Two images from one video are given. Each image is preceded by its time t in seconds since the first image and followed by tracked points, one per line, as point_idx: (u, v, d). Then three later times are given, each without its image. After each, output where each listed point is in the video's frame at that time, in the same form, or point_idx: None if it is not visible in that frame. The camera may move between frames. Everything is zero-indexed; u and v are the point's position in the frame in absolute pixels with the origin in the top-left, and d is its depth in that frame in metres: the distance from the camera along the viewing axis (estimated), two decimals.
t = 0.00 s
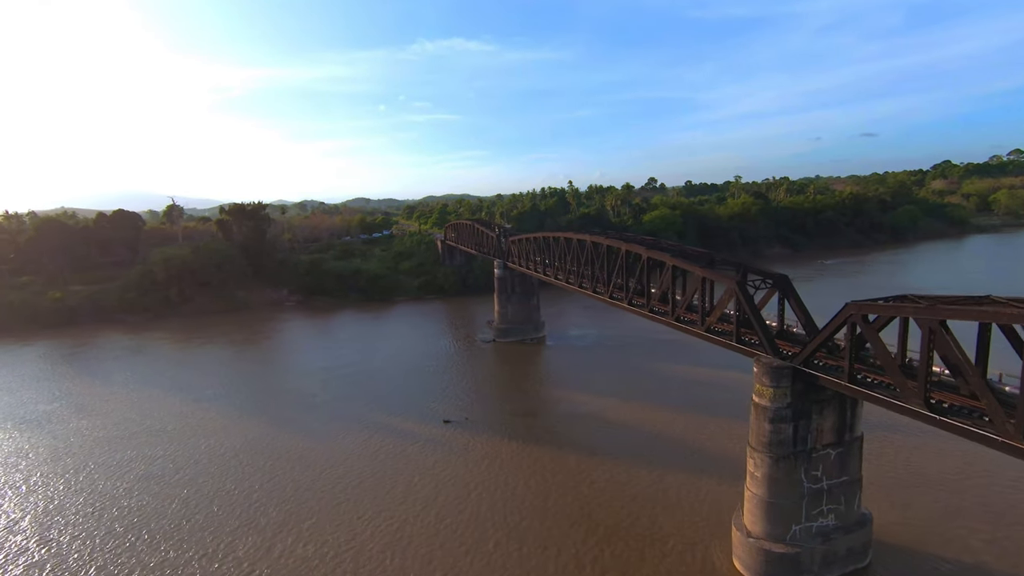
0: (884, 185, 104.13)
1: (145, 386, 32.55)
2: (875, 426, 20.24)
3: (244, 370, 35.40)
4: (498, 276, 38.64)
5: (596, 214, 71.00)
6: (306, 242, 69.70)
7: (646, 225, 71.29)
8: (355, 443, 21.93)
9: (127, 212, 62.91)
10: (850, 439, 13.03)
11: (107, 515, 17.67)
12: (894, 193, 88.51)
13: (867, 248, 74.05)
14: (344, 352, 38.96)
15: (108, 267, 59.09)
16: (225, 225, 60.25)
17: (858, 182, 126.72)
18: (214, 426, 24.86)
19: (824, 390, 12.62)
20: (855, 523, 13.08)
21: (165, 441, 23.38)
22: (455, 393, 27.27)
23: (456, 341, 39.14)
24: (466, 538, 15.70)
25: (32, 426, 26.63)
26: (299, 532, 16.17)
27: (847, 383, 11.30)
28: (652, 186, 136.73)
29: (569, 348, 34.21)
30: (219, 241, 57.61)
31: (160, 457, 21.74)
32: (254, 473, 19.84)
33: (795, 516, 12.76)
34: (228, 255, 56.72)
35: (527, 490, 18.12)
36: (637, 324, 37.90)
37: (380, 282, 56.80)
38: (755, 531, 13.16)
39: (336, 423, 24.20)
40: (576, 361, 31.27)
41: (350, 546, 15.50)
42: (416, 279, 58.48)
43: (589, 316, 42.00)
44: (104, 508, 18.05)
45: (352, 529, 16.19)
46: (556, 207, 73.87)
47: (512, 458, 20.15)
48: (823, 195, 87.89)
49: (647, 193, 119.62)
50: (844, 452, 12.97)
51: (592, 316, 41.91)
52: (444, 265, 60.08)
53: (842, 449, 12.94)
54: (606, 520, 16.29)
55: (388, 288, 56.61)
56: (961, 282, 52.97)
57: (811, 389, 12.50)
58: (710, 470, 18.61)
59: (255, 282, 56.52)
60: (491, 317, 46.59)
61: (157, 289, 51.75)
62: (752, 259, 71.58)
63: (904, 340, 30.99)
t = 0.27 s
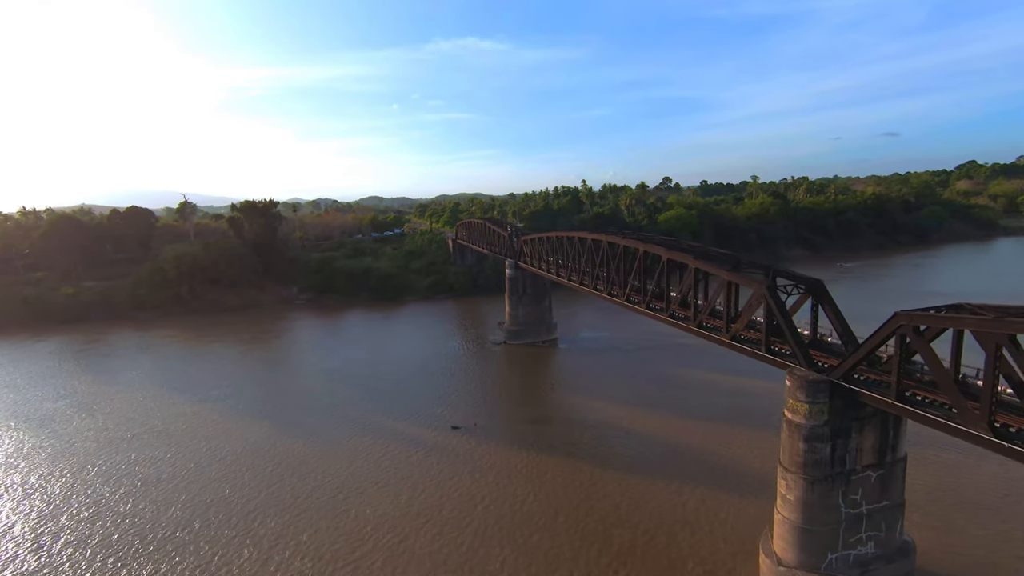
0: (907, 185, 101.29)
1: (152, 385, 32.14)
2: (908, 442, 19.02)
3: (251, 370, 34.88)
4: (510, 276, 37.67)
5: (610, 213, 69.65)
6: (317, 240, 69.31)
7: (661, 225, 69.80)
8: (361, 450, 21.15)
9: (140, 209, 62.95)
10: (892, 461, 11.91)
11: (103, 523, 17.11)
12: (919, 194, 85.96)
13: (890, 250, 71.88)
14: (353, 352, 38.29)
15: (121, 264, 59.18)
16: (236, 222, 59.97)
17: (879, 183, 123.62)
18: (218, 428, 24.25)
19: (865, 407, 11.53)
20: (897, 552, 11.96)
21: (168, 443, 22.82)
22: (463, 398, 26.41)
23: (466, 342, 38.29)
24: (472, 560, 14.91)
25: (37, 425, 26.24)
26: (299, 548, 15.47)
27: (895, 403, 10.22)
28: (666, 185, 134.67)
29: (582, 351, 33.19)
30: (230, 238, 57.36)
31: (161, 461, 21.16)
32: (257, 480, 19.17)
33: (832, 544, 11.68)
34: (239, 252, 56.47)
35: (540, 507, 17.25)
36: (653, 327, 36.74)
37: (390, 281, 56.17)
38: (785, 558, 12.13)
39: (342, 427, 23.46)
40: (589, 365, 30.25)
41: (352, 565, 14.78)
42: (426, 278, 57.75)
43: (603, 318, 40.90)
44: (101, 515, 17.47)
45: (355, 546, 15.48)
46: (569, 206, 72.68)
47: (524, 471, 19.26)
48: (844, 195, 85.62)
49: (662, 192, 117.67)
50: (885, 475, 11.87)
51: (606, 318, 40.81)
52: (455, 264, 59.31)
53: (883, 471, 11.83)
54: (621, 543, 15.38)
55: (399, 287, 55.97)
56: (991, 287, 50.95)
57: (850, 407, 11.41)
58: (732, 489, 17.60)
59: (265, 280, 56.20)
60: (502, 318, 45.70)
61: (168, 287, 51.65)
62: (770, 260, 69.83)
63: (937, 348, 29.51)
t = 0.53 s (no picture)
0: (927, 183, 98.91)
1: (158, 387, 31.76)
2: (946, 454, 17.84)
3: (259, 372, 34.42)
4: (520, 277, 36.75)
5: (623, 212, 68.51)
6: (327, 240, 68.94)
7: (675, 224, 68.47)
8: (366, 458, 20.37)
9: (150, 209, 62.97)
10: (941, 482, 10.81)
11: (102, 536, 16.61)
12: (941, 192, 83.69)
13: (912, 249, 69.94)
14: (361, 354, 37.61)
15: (132, 263, 59.20)
16: (246, 222, 59.70)
17: (898, 181, 120.92)
18: (222, 434, 23.63)
19: (911, 425, 10.42)
20: None
21: (170, 450, 22.23)
22: (473, 403, 25.60)
23: (476, 344, 37.48)
24: None
25: (41, 428, 25.84)
26: (299, 565, 14.79)
27: (950, 422, 9.15)
28: (678, 184, 133.01)
29: (594, 354, 32.24)
30: (239, 238, 57.11)
31: (162, 469, 20.56)
32: (258, 492, 18.48)
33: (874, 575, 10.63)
34: (249, 252, 56.22)
35: (552, 523, 16.37)
36: (668, 328, 35.69)
37: (400, 281, 55.56)
38: None
39: (347, 434, 22.72)
40: (602, 368, 29.29)
41: None
42: (436, 278, 57.08)
43: (616, 320, 39.88)
44: (99, 529, 16.89)
45: (356, 564, 14.74)
46: (581, 204, 71.64)
47: (536, 483, 18.33)
48: (863, 193, 83.63)
49: (674, 191, 116.04)
50: (933, 499, 10.77)
51: (619, 319, 39.78)
52: (465, 264, 58.57)
53: (930, 495, 10.75)
54: (638, 565, 14.45)
55: (409, 287, 55.36)
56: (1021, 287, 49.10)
57: (895, 425, 10.33)
58: (756, 505, 16.62)
59: (275, 280, 55.88)
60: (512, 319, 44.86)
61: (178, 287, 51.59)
62: (787, 260, 68.24)
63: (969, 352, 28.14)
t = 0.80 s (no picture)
0: (947, 178, 96.52)
1: (162, 392, 31.27)
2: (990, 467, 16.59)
3: (264, 375, 33.84)
4: (530, 278, 35.78)
5: (634, 210, 67.29)
6: (334, 241, 68.47)
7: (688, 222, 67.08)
8: (371, 469, 19.53)
9: (159, 212, 62.90)
10: (1002, 506, 9.68)
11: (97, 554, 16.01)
12: (962, 187, 81.44)
13: (933, 245, 67.97)
14: (368, 357, 36.82)
15: (141, 266, 59.08)
16: (253, 223, 59.36)
17: (916, 176, 118.29)
18: (223, 443, 22.94)
19: (969, 444, 9.30)
20: None
21: (170, 460, 21.57)
22: (481, 409, 24.73)
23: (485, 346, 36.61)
24: None
25: (43, 436, 25.36)
26: None
27: (1020, 443, 8.03)
28: (689, 181, 131.27)
29: (607, 357, 31.21)
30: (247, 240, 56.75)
31: (161, 481, 19.88)
32: (258, 507, 17.71)
33: None
34: (256, 254, 55.84)
35: (564, 540, 15.43)
36: (683, 329, 34.54)
37: (408, 282, 54.83)
38: None
39: (352, 442, 21.92)
40: (615, 372, 28.27)
41: None
42: (444, 278, 56.28)
43: (629, 320, 38.80)
44: (93, 546, 16.27)
45: None
46: (591, 203, 70.49)
47: (548, 496, 17.36)
48: (881, 189, 81.59)
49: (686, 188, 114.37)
50: (993, 525, 9.65)
51: (632, 320, 38.69)
52: (474, 264, 57.75)
53: (989, 520, 9.63)
54: None
55: (417, 287, 54.64)
56: None
57: (951, 444, 9.20)
58: (784, 521, 15.55)
59: (283, 282, 55.45)
60: (522, 320, 43.93)
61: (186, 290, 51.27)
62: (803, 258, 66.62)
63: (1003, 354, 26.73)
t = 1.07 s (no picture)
0: (971, 175, 93.85)
1: (168, 394, 30.80)
2: None
3: (271, 378, 33.29)
4: (541, 279, 34.81)
5: (647, 209, 65.99)
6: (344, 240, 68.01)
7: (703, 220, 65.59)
8: (376, 479, 18.70)
9: (170, 212, 62.88)
10: None
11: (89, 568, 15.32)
12: (988, 184, 78.99)
13: (958, 244, 65.85)
14: (376, 360, 36.07)
15: (151, 266, 58.99)
16: (263, 223, 59.06)
17: (937, 173, 115.34)
18: (225, 449, 22.22)
19: None
20: None
21: (171, 467, 20.90)
22: (491, 415, 23.83)
23: (495, 349, 35.70)
24: None
25: (45, 440, 24.87)
26: None
27: None
28: (703, 179, 129.29)
29: (621, 360, 30.16)
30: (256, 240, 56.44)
31: (159, 490, 19.18)
32: (258, 519, 16.94)
33: None
34: (265, 254, 55.48)
35: (578, 558, 14.48)
36: (700, 332, 33.33)
37: (417, 282, 54.11)
38: None
39: (356, 451, 21.11)
40: (630, 377, 27.23)
41: None
42: (454, 278, 55.49)
43: (643, 322, 37.67)
44: (86, 560, 15.61)
45: None
46: (604, 201, 69.28)
47: (561, 512, 16.38)
48: (903, 186, 79.40)
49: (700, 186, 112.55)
50: None
51: (646, 322, 37.57)
52: (484, 264, 56.91)
53: None
54: None
55: (426, 288, 53.91)
56: None
57: None
58: (815, 542, 14.46)
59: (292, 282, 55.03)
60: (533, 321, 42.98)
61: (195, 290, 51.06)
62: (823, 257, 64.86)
63: None
